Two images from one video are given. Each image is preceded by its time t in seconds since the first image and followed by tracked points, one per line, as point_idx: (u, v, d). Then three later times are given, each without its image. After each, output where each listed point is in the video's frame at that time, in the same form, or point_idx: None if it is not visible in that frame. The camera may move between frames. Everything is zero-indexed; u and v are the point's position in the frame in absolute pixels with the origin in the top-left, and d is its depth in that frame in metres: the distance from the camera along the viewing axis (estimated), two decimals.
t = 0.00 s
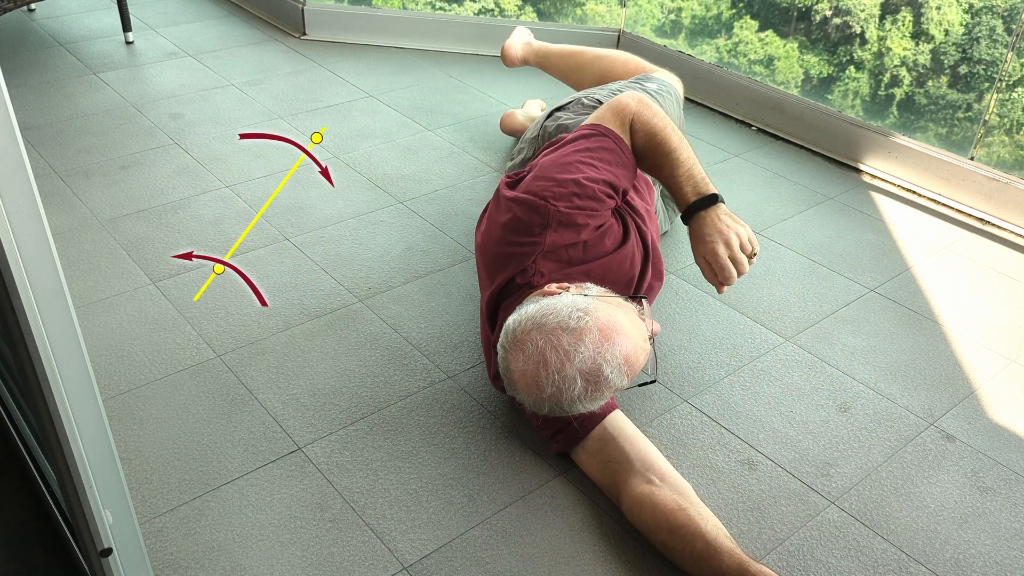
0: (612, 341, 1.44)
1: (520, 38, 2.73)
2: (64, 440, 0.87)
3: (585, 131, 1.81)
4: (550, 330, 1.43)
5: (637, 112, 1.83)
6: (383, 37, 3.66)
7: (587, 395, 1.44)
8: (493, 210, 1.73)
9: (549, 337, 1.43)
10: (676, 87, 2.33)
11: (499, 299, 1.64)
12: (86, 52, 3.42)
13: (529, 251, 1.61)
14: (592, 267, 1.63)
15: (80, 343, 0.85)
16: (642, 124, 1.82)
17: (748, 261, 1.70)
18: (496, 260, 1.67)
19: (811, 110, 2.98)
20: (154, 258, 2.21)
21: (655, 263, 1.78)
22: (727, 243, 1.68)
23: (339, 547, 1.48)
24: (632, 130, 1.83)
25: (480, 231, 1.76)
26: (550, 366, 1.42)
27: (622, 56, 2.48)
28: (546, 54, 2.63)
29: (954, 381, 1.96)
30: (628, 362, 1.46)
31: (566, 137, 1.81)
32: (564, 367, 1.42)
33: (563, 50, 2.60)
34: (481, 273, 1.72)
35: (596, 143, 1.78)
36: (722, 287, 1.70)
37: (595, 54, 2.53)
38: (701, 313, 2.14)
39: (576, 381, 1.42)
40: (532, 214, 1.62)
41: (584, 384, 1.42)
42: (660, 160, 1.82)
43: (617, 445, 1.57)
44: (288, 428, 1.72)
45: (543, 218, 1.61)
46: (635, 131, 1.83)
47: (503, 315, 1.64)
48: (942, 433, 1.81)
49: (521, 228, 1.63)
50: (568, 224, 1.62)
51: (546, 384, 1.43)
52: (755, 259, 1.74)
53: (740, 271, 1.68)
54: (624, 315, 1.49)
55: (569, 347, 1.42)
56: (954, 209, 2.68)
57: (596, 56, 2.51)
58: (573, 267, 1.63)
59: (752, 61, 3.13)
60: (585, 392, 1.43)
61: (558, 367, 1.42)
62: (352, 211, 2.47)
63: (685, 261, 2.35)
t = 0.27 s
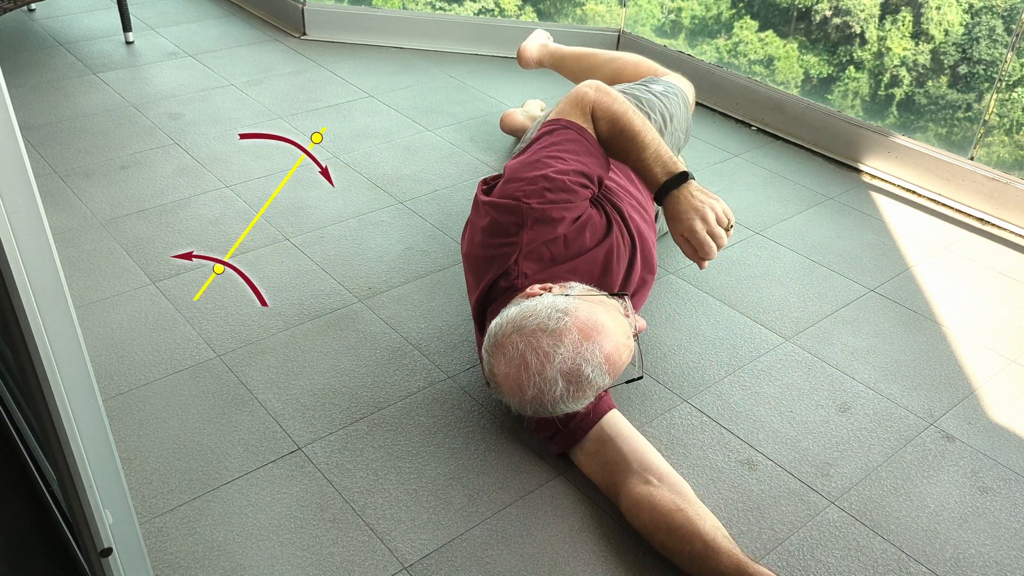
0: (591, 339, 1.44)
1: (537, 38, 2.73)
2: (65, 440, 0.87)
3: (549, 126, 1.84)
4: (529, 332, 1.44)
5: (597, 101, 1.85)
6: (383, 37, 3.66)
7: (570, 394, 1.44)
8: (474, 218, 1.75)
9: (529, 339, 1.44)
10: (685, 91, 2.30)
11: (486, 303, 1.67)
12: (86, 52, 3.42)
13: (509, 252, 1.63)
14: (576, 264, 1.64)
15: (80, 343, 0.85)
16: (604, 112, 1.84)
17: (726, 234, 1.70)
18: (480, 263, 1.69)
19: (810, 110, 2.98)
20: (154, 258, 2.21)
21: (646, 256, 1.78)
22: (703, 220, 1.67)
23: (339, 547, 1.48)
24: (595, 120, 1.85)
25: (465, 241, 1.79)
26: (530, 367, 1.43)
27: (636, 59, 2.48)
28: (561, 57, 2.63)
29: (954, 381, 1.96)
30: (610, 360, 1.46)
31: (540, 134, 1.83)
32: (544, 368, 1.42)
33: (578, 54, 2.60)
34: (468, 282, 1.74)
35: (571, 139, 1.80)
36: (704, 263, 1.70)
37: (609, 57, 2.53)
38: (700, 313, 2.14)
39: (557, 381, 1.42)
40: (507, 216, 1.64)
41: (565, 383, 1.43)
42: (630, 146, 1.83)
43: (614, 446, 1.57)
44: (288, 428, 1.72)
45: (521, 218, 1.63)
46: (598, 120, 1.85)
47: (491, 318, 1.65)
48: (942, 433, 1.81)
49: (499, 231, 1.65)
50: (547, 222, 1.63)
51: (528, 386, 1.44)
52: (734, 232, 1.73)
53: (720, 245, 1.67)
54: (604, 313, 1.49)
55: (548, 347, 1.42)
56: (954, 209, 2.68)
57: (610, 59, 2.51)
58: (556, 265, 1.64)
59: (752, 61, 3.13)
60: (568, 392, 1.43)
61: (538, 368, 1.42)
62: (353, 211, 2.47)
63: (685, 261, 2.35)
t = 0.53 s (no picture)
0: (574, 335, 1.43)
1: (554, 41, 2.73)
2: (64, 440, 0.87)
3: (521, 127, 1.85)
4: (512, 332, 1.44)
5: (564, 95, 1.87)
6: (383, 37, 3.66)
7: (556, 393, 1.43)
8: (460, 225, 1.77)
9: (512, 339, 1.44)
10: (695, 96, 2.29)
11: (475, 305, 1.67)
12: (86, 52, 3.42)
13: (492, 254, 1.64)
14: (563, 262, 1.64)
15: (79, 343, 0.85)
16: (572, 106, 1.86)
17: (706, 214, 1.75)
18: (467, 267, 1.69)
19: (810, 110, 2.98)
20: (154, 258, 2.21)
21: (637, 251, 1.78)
22: (683, 203, 1.72)
23: (339, 547, 1.48)
24: (565, 115, 1.87)
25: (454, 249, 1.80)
26: (514, 368, 1.43)
27: (649, 63, 2.48)
28: (576, 58, 2.61)
29: (954, 381, 1.96)
30: (595, 357, 1.45)
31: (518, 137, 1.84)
32: (528, 368, 1.42)
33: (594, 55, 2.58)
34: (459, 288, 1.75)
35: (547, 139, 1.80)
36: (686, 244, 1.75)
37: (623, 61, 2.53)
38: (700, 313, 2.14)
39: (542, 380, 1.42)
40: (488, 218, 1.65)
41: (550, 382, 1.42)
42: (602, 137, 1.85)
43: (613, 446, 1.56)
44: (288, 428, 1.72)
45: (502, 220, 1.64)
46: (567, 114, 1.87)
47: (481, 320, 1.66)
48: (942, 433, 1.81)
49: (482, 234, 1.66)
50: (528, 222, 1.63)
51: (514, 387, 1.44)
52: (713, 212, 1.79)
53: (701, 225, 1.73)
54: (589, 310, 1.49)
55: (530, 347, 1.42)
56: (954, 209, 2.68)
57: (623, 62, 2.51)
58: (541, 263, 1.64)
59: (752, 61, 3.13)
60: (554, 390, 1.43)
61: (522, 368, 1.42)
62: (353, 211, 2.47)
63: (685, 261, 2.35)
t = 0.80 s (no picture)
0: (557, 336, 1.43)
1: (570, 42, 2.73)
2: (64, 440, 0.87)
3: (497, 127, 1.86)
4: (495, 335, 1.44)
5: (535, 96, 1.89)
6: (383, 37, 3.66)
7: (542, 393, 1.42)
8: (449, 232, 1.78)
9: (495, 342, 1.44)
10: (702, 100, 2.28)
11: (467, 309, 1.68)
12: (86, 52, 3.42)
13: (478, 257, 1.64)
14: (550, 261, 1.63)
15: (80, 343, 0.85)
16: (545, 104, 1.88)
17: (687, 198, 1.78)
18: (456, 270, 1.69)
19: (810, 110, 2.98)
20: (154, 258, 2.21)
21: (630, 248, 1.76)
22: (665, 189, 1.75)
23: (339, 547, 1.48)
24: (539, 115, 1.88)
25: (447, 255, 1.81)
26: (498, 370, 1.43)
27: (659, 66, 2.46)
28: (589, 61, 2.60)
29: (954, 381, 1.96)
30: (580, 356, 1.44)
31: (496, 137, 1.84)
32: (511, 369, 1.42)
33: (607, 58, 2.57)
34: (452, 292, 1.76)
35: (527, 137, 1.81)
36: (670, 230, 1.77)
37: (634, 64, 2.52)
38: (700, 313, 2.14)
39: (526, 381, 1.41)
40: (472, 222, 1.65)
41: (534, 382, 1.41)
42: (578, 132, 1.86)
43: (612, 447, 1.56)
44: (288, 428, 1.72)
45: (484, 222, 1.64)
46: (542, 113, 1.88)
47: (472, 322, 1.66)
48: (942, 432, 1.81)
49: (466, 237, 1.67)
50: (512, 223, 1.63)
51: (499, 389, 1.44)
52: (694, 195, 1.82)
53: (684, 210, 1.75)
54: (573, 309, 1.47)
55: (513, 349, 1.42)
56: (954, 209, 2.68)
57: (633, 66, 2.50)
58: (527, 264, 1.63)
59: (752, 61, 3.13)
60: (539, 390, 1.42)
61: (506, 370, 1.42)
62: (353, 211, 2.47)
63: (685, 262, 2.35)
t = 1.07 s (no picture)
0: (547, 336, 1.43)
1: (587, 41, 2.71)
2: (65, 440, 0.87)
3: (474, 131, 1.85)
4: (486, 337, 1.44)
5: (509, 97, 1.88)
6: (383, 37, 3.66)
7: (534, 393, 1.43)
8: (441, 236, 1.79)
9: (485, 344, 1.44)
10: (708, 105, 2.28)
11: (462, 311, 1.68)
12: (86, 52, 3.42)
13: (468, 260, 1.65)
14: (542, 261, 1.62)
15: (80, 343, 0.85)
16: (520, 103, 1.87)
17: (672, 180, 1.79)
18: (449, 273, 1.70)
19: (811, 110, 2.98)
20: (154, 258, 2.21)
21: (626, 247, 1.75)
22: (651, 173, 1.75)
23: (339, 547, 1.48)
24: (515, 115, 1.87)
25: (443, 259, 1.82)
26: (489, 373, 1.43)
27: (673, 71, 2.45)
28: (603, 63, 2.59)
29: (954, 381, 1.96)
30: (570, 354, 1.44)
31: (475, 139, 1.83)
32: (501, 372, 1.42)
33: (622, 61, 2.56)
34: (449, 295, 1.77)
35: (505, 136, 1.79)
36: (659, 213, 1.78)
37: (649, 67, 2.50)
38: (700, 313, 2.14)
39: (517, 383, 1.42)
40: (460, 226, 1.66)
41: (526, 383, 1.42)
42: (557, 128, 1.85)
43: (610, 447, 1.56)
44: (288, 428, 1.72)
45: (471, 226, 1.64)
46: (518, 112, 1.88)
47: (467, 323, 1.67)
48: (942, 433, 1.81)
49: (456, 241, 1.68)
50: (501, 224, 1.63)
51: (491, 391, 1.44)
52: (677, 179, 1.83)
53: (671, 192, 1.76)
54: (563, 308, 1.47)
55: (503, 351, 1.42)
56: (954, 209, 2.68)
57: (646, 68, 2.48)
58: (518, 264, 1.63)
59: (752, 61, 3.13)
60: (532, 390, 1.42)
61: (497, 372, 1.43)
62: (353, 211, 2.47)
63: (685, 262, 2.35)
